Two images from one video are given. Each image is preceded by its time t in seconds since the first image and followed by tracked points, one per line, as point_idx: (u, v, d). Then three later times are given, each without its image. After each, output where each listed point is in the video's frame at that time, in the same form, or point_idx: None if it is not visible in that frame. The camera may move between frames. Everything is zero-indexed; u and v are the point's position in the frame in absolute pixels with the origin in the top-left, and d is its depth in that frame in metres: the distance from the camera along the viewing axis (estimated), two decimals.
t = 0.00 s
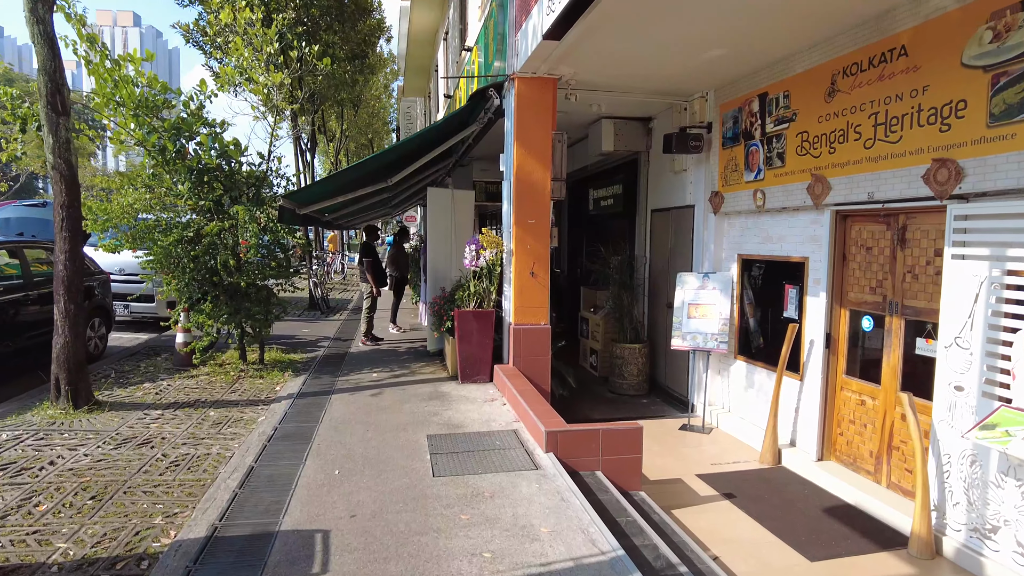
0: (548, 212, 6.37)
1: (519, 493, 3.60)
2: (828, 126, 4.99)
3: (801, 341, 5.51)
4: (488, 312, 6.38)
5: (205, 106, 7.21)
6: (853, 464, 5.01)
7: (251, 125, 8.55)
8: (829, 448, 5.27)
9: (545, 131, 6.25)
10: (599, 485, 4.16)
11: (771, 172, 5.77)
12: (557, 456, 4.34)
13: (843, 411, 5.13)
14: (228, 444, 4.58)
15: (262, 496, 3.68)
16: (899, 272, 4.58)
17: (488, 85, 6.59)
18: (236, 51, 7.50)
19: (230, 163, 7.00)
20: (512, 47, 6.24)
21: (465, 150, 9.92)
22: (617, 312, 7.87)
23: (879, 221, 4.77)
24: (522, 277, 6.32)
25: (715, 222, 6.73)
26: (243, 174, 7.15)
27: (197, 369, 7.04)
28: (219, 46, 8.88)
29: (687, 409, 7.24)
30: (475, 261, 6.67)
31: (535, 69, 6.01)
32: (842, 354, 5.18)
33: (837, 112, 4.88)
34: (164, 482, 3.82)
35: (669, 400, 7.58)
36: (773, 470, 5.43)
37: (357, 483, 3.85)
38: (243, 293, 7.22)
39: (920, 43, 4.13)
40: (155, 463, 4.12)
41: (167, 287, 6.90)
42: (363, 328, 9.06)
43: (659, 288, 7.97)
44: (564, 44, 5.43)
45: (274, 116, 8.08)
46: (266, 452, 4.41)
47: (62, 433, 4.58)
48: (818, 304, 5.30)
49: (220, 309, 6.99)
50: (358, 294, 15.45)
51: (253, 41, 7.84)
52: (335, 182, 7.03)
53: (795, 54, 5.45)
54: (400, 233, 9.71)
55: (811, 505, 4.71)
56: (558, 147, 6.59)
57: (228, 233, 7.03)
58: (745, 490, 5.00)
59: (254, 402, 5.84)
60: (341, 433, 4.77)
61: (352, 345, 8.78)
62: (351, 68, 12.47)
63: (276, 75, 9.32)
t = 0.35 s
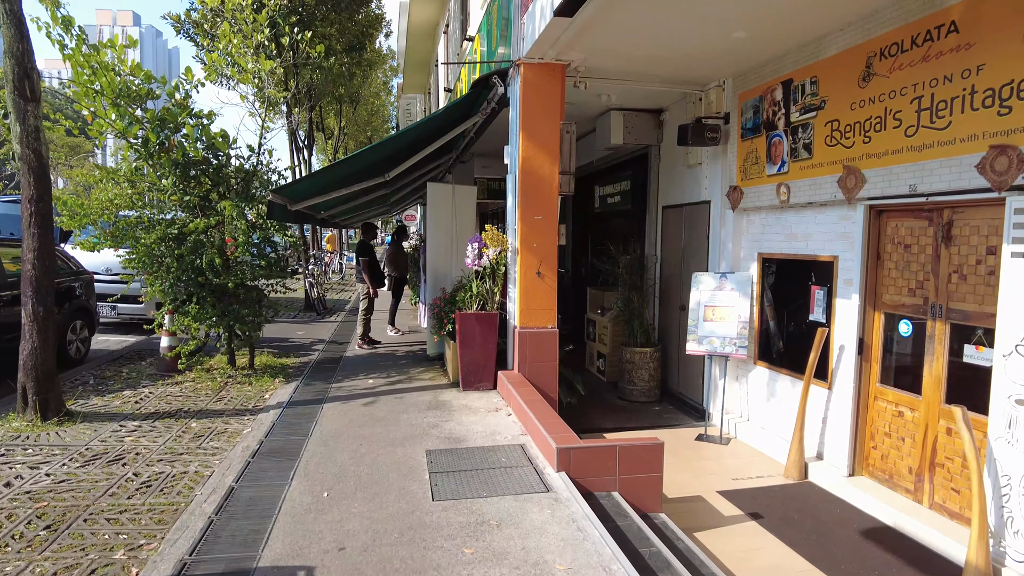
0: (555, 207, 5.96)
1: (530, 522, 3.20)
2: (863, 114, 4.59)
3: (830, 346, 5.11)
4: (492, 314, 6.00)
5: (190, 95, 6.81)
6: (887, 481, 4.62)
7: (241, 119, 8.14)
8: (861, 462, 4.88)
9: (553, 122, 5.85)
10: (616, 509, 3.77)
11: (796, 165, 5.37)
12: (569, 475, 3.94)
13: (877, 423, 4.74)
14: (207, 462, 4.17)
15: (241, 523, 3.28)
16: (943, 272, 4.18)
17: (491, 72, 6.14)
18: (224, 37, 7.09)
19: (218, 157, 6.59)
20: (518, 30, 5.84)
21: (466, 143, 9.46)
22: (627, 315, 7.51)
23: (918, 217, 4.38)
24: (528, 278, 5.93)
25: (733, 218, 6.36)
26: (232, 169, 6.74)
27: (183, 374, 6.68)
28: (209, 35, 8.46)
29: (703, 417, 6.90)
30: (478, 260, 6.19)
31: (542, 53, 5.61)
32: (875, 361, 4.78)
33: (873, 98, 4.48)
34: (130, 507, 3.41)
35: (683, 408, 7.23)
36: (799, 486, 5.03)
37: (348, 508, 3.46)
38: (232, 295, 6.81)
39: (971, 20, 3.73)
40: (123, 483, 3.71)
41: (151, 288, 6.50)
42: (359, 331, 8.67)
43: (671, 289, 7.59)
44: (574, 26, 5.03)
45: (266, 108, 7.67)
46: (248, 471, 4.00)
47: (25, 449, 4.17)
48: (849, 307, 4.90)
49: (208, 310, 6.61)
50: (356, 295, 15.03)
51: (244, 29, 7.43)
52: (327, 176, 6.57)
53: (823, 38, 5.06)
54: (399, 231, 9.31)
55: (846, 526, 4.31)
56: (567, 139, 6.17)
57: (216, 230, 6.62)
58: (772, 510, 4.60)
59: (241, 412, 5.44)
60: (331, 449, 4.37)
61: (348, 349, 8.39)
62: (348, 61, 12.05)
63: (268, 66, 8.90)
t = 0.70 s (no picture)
0: (566, 208, 5.55)
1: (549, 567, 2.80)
2: (906, 106, 4.19)
3: (867, 359, 4.69)
4: (499, 323, 5.61)
5: (177, 89, 6.41)
6: (935, 508, 4.22)
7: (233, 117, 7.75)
8: (903, 486, 4.47)
9: (564, 116, 5.45)
10: (642, 545, 3.36)
11: (828, 162, 4.96)
12: (589, 506, 3.54)
13: (921, 444, 4.33)
14: (186, 490, 3.77)
15: (219, 568, 2.87)
16: (1002, 281, 3.79)
17: (498, 62, 5.76)
18: (213, 27, 6.69)
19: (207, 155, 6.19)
20: (525, 18, 5.45)
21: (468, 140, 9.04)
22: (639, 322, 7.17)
23: (971, 219, 3.97)
24: (538, 284, 5.53)
25: (756, 220, 5.98)
26: (222, 168, 6.36)
27: (169, 386, 6.26)
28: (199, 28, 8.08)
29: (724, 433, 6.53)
30: (484, 265, 5.78)
31: (552, 43, 5.21)
32: (918, 377, 4.36)
33: (919, 89, 4.08)
34: (93, 549, 3.00)
35: (701, 421, 6.87)
36: (835, 511, 4.62)
37: (341, 549, 3.05)
38: (221, 301, 6.40)
39: None
40: (89, 519, 3.30)
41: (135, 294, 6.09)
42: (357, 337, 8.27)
43: (686, 294, 7.22)
44: (589, 12, 4.63)
45: (260, 105, 7.27)
46: (231, 502, 3.59)
47: None
48: (888, 317, 4.49)
49: (196, 318, 6.20)
50: (354, 298, 14.63)
51: (235, 21, 7.04)
52: (322, 174, 6.14)
53: (858, 25, 4.65)
54: (399, 232, 8.91)
55: (892, 560, 3.91)
56: (578, 135, 5.76)
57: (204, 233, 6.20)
58: (809, 540, 4.19)
59: (227, 430, 5.02)
60: (324, 475, 3.97)
61: (345, 357, 7.99)
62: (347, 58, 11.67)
63: (262, 63, 8.52)
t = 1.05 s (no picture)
0: (581, 205, 5.15)
1: None
2: (961, 93, 3.80)
3: (911, 371, 4.29)
4: (508, 329, 5.23)
5: (165, 78, 6.02)
6: (993, 537, 3.83)
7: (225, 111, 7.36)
8: (954, 510, 4.06)
9: (579, 107, 5.05)
10: None
11: (867, 156, 4.57)
12: (615, 538, 3.16)
13: (976, 466, 3.94)
14: (162, 518, 3.38)
15: None
16: None
17: (507, 49, 5.40)
18: (204, 13, 6.31)
19: (196, 149, 5.81)
20: None
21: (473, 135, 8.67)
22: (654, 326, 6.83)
23: None
24: (550, 287, 5.14)
25: (783, 219, 5.61)
26: (213, 162, 5.98)
27: (155, 396, 5.88)
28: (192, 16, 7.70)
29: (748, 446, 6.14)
30: (492, 266, 5.37)
31: (567, 26, 4.82)
32: (972, 392, 3.98)
33: (977, 73, 3.69)
34: None
35: (723, 433, 6.50)
36: (877, 537, 4.22)
37: None
38: (211, 304, 6.00)
39: None
40: (47, 557, 2.92)
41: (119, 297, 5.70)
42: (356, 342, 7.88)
43: (706, 298, 6.85)
44: None
45: (254, 97, 6.89)
46: (212, 533, 3.21)
47: None
48: (936, 325, 4.09)
49: (184, 323, 5.80)
50: (354, 300, 14.25)
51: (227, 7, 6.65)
52: (321, 168, 5.76)
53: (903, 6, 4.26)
54: (401, 232, 8.53)
55: None
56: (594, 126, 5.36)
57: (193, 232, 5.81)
58: (853, 571, 3.79)
59: (214, 446, 4.63)
60: (318, 500, 3.59)
61: (344, 363, 7.60)
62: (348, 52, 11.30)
63: (258, 55, 8.14)
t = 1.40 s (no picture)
0: (598, 201, 4.78)
1: None
2: None
3: (962, 386, 3.90)
4: (519, 337, 4.87)
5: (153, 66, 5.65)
6: None
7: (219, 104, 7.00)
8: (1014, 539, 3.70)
9: (597, 95, 4.69)
10: None
11: (911, 149, 4.19)
12: None
13: None
14: (134, 552, 3.01)
15: None
16: None
17: (519, 33, 5.03)
18: None
19: (186, 142, 5.44)
20: None
21: (478, 131, 8.29)
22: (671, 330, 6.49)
23: None
24: (563, 291, 4.77)
25: (814, 218, 5.25)
26: (204, 155, 5.60)
27: (141, 405, 5.51)
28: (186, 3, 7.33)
29: (772, 461, 5.77)
30: (501, 268, 4.97)
31: (585, 7, 4.45)
32: None
33: None
34: None
35: (745, 446, 6.14)
36: (926, 567, 3.84)
37: None
38: (201, 308, 5.63)
39: None
40: None
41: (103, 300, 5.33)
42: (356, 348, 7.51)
43: (727, 302, 6.50)
44: None
45: (248, 89, 6.52)
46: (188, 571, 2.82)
47: None
48: (993, 335, 3.70)
49: (171, 328, 5.41)
50: (354, 302, 13.88)
51: None
52: (317, 162, 5.37)
53: None
54: (403, 231, 8.16)
55: None
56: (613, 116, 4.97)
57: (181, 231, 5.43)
58: None
59: (199, 463, 4.26)
60: (311, 531, 3.21)
61: (344, 370, 7.22)
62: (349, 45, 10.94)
63: (254, 46, 7.78)
